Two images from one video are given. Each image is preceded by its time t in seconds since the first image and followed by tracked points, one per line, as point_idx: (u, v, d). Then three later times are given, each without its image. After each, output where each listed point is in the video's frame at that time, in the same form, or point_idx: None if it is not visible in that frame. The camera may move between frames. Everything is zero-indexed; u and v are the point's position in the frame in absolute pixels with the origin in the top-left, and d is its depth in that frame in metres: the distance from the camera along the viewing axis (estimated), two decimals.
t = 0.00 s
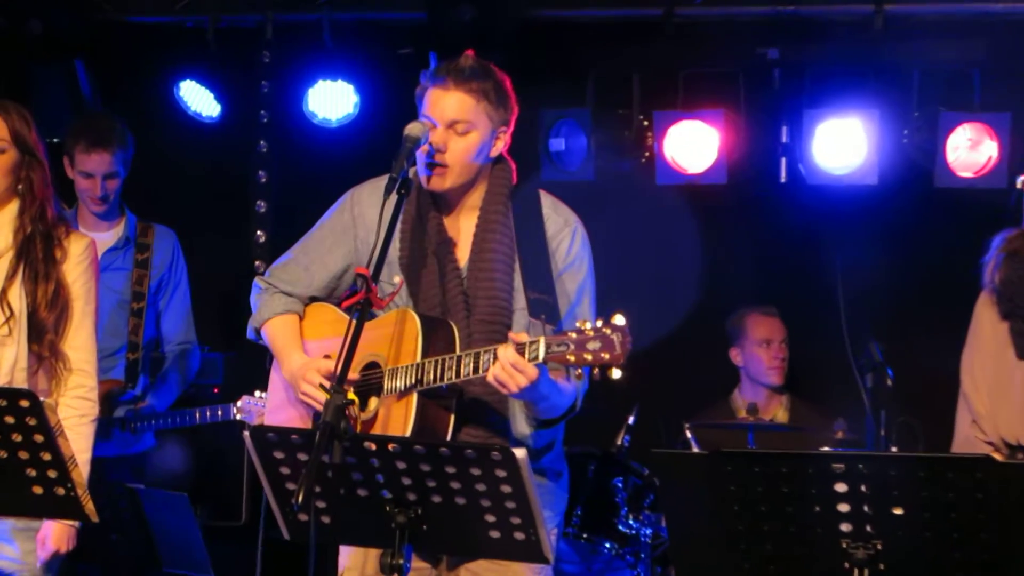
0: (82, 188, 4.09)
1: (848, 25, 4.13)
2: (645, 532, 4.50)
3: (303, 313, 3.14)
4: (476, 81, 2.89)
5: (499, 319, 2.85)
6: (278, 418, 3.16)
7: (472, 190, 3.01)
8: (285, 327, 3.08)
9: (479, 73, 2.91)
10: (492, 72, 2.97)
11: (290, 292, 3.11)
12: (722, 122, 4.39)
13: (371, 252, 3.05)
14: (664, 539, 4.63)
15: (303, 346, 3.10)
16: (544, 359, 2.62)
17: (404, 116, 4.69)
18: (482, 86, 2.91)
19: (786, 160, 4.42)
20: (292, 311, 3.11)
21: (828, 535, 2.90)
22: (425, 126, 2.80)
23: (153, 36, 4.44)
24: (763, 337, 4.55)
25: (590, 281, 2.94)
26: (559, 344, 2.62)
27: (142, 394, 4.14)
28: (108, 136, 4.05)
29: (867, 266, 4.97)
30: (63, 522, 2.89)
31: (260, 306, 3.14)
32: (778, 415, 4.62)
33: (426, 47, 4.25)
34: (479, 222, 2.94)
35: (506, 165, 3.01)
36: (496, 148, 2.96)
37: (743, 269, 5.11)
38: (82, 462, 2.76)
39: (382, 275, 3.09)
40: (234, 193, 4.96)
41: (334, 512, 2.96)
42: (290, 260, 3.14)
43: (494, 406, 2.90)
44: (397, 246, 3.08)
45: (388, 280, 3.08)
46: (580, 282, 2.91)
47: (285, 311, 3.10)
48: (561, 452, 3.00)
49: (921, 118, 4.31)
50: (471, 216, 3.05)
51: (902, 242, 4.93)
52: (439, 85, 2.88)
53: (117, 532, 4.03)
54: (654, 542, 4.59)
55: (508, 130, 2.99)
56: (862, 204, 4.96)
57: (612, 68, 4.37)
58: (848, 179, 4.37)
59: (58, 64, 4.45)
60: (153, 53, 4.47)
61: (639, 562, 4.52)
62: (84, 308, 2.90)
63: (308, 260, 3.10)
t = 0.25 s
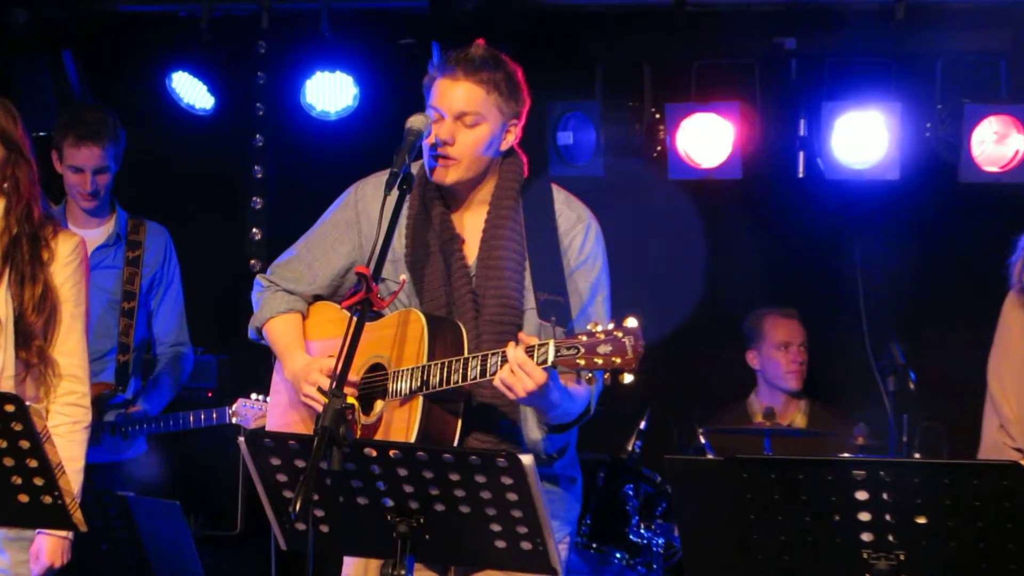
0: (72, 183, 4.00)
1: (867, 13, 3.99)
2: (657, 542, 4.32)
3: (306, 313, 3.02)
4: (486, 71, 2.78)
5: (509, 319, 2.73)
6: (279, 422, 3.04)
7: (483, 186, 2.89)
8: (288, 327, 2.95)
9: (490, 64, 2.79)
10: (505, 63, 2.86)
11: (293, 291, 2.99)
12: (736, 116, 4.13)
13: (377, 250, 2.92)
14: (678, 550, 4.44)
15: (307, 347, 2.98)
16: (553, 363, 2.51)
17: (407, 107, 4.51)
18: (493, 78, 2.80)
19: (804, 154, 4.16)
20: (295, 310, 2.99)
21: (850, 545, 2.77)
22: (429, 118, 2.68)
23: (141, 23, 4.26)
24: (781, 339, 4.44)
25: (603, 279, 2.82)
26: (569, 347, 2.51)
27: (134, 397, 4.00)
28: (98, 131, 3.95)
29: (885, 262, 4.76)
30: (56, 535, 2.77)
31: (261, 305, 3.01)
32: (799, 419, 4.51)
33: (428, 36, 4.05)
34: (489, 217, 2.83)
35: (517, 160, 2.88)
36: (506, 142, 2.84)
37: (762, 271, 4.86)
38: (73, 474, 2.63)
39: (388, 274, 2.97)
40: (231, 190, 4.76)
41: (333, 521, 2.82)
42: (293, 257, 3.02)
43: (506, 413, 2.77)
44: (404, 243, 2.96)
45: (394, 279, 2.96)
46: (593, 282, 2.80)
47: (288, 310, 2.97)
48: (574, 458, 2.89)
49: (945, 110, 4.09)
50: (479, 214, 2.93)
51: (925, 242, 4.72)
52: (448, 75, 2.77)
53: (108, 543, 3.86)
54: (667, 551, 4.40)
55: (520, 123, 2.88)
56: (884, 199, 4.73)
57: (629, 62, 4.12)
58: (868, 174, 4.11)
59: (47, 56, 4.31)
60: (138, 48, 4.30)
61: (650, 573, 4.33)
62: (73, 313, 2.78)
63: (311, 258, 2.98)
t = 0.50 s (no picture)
0: (64, 181, 3.88)
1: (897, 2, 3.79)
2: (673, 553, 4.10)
3: (305, 315, 2.90)
4: (496, 60, 2.66)
5: (519, 317, 2.61)
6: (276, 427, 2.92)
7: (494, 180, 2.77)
8: (285, 328, 2.84)
9: (499, 51, 2.67)
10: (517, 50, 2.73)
11: (291, 290, 2.87)
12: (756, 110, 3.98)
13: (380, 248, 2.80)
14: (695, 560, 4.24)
15: (304, 349, 2.85)
16: (564, 359, 2.37)
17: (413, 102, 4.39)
18: (503, 66, 2.67)
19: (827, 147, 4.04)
20: (293, 311, 2.87)
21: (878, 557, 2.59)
22: (433, 112, 2.60)
23: (137, 12, 4.12)
24: (803, 341, 4.33)
25: (617, 279, 2.71)
26: (580, 342, 2.37)
27: (128, 405, 3.87)
28: (93, 127, 3.84)
29: (909, 262, 4.62)
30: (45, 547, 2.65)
31: (258, 305, 2.89)
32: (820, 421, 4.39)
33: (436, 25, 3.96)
34: (499, 213, 2.71)
35: (529, 152, 2.77)
36: (518, 134, 2.72)
37: (777, 269, 4.72)
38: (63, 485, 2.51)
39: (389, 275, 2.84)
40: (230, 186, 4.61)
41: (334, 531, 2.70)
42: (292, 257, 2.90)
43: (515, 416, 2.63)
44: (408, 239, 2.84)
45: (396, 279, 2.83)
46: (607, 281, 2.68)
47: (286, 311, 2.85)
48: (584, 467, 2.77)
49: (975, 101, 3.94)
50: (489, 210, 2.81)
51: (949, 238, 4.58)
52: (456, 64, 2.65)
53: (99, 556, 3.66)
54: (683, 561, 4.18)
55: (532, 114, 2.75)
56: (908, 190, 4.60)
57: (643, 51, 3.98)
58: (893, 168, 3.98)
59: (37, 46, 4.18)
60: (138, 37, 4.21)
61: None
62: (62, 316, 2.66)
63: (309, 256, 2.87)
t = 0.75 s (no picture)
0: (54, 185, 3.78)
1: None
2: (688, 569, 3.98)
3: (302, 321, 2.80)
4: (508, 57, 2.59)
5: (524, 321, 2.50)
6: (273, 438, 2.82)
7: (500, 179, 2.68)
8: (282, 333, 2.74)
9: (513, 48, 2.60)
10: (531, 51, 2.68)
11: (289, 294, 2.78)
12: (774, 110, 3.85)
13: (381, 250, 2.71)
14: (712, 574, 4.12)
15: (302, 355, 2.75)
16: (570, 362, 2.27)
17: (417, 99, 4.28)
18: (516, 64, 2.61)
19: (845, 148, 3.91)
20: (291, 316, 2.77)
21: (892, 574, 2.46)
22: (439, 112, 2.49)
23: (134, 5, 4.02)
24: (820, 350, 4.21)
25: (627, 286, 2.60)
26: (586, 345, 2.27)
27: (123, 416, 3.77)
28: (87, 128, 3.76)
29: (930, 267, 4.46)
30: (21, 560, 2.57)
31: (254, 310, 2.79)
32: (838, 430, 4.28)
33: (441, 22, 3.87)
34: (505, 216, 2.60)
35: (536, 154, 2.68)
36: (528, 134, 2.64)
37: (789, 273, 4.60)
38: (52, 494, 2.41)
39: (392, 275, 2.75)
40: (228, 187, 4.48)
41: (335, 547, 2.59)
42: (290, 259, 2.80)
43: (517, 420, 2.53)
44: (410, 241, 2.75)
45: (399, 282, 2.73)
46: (615, 287, 2.58)
47: (283, 316, 2.76)
48: (591, 482, 2.67)
49: (1000, 100, 3.80)
50: (495, 212, 2.72)
51: (969, 242, 4.42)
52: (469, 58, 2.59)
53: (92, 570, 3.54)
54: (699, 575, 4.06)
55: (543, 115, 2.68)
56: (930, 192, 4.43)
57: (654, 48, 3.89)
58: (914, 169, 3.84)
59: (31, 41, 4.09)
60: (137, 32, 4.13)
61: None
62: (52, 319, 2.56)
63: (308, 259, 2.77)
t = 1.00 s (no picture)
0: (39, 189, 3.67)
1: None
2: None
3: (308, 331, 2.71)
4: (520, 56, 2.47)
5: (534, 332, 2.42)
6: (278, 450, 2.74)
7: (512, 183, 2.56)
8: (289, 346, 2.64)
9: (524, 47, 2.49)
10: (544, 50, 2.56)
11: (295, 305, 2.68)
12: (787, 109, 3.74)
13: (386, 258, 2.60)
14: None
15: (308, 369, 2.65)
16: (576, 378, 2.13)
17: (419, 99, 4.15)
18: (527, 63, 2.49)
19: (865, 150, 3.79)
20: (297, 327, 2.68)
21: None
22: (443, 110, 2.40)
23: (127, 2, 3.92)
24: (840, 358, 3.98)
25: (642, 295, 2.49)
26: (593, 359, 2.13)
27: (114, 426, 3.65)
28: (71, 131, 3.63)
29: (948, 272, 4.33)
30: None
31: (260, 320, 2.69)
32: (863, 445, 4.05)
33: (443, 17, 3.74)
34: (516, 222, 2.50)
35: (548, 156, 2.57)
36: (539, 136, 2.53)
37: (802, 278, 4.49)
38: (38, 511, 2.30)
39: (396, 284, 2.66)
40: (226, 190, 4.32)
41: (335, 563, 2.48)
42: (296, 267, 2.70)
43: (528, 438, 2.46)
44: (418, 249, 2.64)
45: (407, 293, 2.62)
46: (630, 295, 2.47)
47: (289, 328, 2.66)
48: (610, 498, 2.54)
49: None
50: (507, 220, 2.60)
51: (1002, 246, 4.11)
52: (477, 57, 2.47)
53: None
54: None
55: (555, 117, 2.56)
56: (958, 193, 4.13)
57: (667, 45, 3.75)
58: (940, 171, 3.73)
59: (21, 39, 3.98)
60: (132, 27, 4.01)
61: None
62: (41, 327, 2.45)
63: (313, 267, 2.67)
